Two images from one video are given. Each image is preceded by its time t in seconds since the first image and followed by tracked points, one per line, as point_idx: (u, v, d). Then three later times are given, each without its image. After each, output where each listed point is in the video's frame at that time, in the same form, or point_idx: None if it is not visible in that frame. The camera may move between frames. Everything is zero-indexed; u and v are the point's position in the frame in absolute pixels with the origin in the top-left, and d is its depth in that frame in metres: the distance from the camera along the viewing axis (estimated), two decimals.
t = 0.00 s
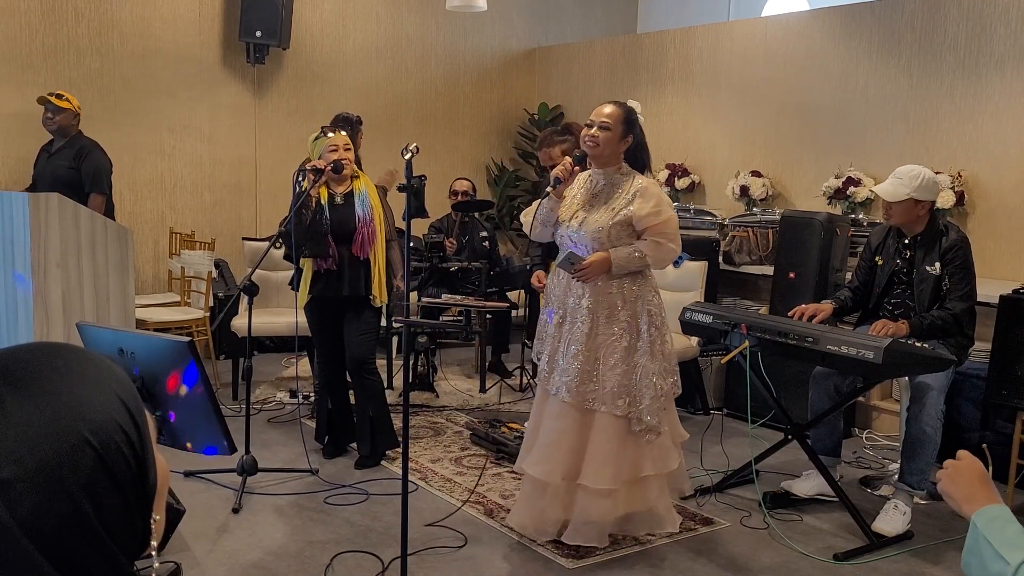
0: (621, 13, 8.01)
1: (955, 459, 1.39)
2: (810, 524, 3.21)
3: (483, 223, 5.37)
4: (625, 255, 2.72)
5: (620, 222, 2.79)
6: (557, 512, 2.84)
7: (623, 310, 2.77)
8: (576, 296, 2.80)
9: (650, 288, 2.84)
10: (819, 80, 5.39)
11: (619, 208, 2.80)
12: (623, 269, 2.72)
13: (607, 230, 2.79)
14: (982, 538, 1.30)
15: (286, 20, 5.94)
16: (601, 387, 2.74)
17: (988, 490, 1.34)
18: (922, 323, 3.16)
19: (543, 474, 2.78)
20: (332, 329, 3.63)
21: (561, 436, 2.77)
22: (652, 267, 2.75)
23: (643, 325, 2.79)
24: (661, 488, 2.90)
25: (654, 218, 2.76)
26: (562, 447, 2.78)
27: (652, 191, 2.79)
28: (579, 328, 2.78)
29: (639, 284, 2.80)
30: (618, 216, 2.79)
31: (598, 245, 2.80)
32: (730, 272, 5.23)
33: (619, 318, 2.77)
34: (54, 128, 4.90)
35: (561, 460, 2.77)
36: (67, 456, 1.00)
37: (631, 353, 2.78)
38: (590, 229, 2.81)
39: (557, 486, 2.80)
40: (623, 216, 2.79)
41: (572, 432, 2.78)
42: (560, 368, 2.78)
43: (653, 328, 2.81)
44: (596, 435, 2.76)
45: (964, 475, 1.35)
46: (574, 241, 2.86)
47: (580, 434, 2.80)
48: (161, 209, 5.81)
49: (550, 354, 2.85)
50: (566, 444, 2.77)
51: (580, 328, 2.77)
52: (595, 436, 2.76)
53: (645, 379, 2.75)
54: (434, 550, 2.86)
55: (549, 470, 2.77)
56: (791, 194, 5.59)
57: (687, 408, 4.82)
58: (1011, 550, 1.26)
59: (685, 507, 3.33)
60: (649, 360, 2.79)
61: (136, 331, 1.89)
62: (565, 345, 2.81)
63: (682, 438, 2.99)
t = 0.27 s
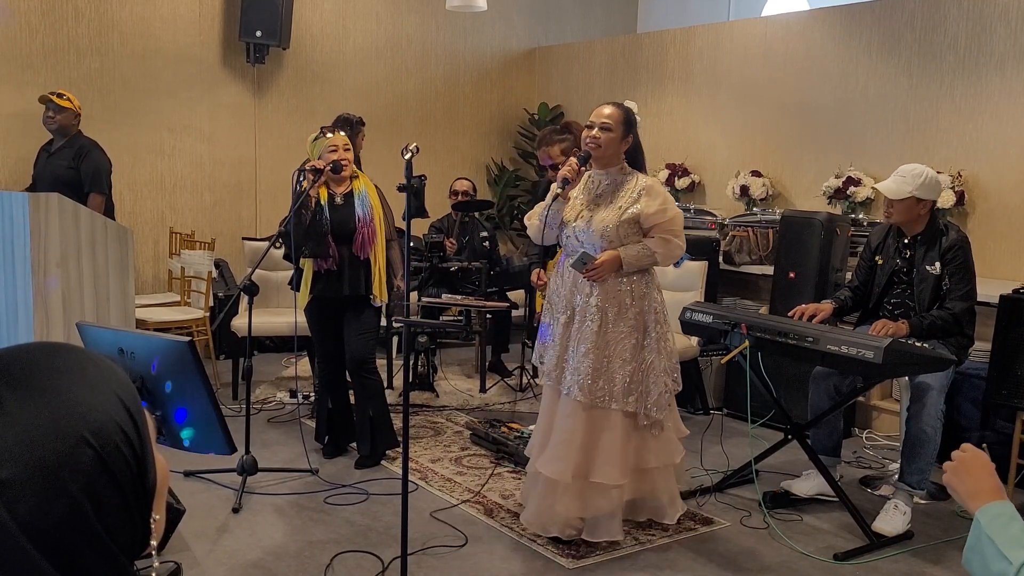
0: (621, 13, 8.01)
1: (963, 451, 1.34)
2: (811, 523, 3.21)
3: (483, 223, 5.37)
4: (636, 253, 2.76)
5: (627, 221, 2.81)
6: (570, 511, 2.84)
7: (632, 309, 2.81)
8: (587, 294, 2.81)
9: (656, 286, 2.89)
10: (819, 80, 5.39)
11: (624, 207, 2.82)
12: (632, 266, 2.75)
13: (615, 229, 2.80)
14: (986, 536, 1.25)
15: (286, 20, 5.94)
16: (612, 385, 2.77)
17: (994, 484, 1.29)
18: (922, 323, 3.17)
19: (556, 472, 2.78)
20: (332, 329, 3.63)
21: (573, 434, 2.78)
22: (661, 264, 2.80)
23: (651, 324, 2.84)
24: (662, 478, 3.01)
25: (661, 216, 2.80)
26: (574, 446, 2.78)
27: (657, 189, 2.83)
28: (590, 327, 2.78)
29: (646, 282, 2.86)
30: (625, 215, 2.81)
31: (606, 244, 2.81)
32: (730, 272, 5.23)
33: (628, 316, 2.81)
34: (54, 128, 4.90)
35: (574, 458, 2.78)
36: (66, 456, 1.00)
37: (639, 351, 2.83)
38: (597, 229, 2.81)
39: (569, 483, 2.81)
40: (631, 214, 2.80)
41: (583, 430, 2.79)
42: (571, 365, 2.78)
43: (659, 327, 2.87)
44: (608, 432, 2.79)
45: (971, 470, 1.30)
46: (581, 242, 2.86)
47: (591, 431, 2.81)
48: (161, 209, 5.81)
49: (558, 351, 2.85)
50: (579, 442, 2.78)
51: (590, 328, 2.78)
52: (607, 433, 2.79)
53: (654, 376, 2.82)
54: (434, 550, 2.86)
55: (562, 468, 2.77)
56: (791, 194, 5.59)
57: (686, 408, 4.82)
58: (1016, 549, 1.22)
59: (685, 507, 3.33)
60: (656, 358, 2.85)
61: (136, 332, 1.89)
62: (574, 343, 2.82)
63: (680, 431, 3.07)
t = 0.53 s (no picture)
0: (620, 12, 8.01)
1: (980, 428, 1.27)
2: (811, 523, 3.21)
3: (483, 223, 5.37)
4: (635, 252, 2.76)
5: (625, 220, 2.81)
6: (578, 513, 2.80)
7: (632, 307, 2.80)
8: (587, 292, 2.79)
9: (654, 283, 2.90)
10: (819, 80, 5.39)
11: (623, 207, 2.82)
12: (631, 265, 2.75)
13: (613, 229, 2.80)
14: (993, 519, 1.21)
15: (286, 20, 5.94)
16: (615, 385, 2.76)
17: (1007, 467, 1.23)
18: (922, 323, 3.16)
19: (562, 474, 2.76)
20: (332, 329, 3.63)
21: (578, 436, 2.75)
22: (660, 263, 2.81)
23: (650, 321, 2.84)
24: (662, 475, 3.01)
25: (659, 215, 2.80)
26: (580, 447, 2.75)
27: (656, 189, 2.82)
28: (592, 327, 2.76)
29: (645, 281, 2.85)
30: (623, 215, 2.81)
31: (605, 244, 2.81)
32: (730, 272, 5.23)
33: (629, 315, 2.80)
34: (54, 128, 4.91)
35: (580, 460, 2.75)
36: (65, 456, 1.00)
37: (639, 349, 2.83)
38: (596, 228, 2.81)
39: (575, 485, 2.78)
40: (629, 214, 2.80)
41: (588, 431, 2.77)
42: (574, 366, 2.76)
43: (659, 324, 2.87)
44: (611, 431, 2.78)
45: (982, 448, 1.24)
46: (579, 242, 2.86)
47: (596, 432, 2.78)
48: (161, 209, 5.81)
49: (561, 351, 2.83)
50: (585, 444, 2.75)
51: (592, 327, 2.76)
52: (610, 432, 2.78)
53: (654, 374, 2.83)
54: (434, 550, 2.86)
55: (569, 469, 2.74)
56: (791, 194, 5.59)
57: (686, 408, 4.82)
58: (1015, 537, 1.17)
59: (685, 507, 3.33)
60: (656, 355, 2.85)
61: (137, 332, 1.88)
62: (577, 343, 2.79)
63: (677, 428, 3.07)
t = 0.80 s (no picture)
0: (620, 12, 8.00)
1: (1011, 387, 1.09)
2: (811, 523, 3.21)
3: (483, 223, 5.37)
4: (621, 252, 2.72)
5: (615, 220, 2.78)
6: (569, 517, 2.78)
7: (620, 308, 2.77)
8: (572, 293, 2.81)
9: (647, 285, 2.85)
10: (819, 80, 5.39)
11: (614, 207, 2.80)
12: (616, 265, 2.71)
13: (602, 228, 2.78)
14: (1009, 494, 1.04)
15: (286, 20, 5.94)
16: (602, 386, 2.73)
17: None
18: (922, 323, 3.16)
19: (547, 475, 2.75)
20: (332, 329, 3.63)
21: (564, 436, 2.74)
22: (648, 266, 2.75)
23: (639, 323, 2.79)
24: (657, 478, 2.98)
25: (649, 217, 2.75)
26: (565, 448, 2.73)
27: (649, 191, 2.78)
28: (576, 328, 2.76)
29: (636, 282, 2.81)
30: (614, 214, 2.79)
31: (593, 242, 2.80)
32: (730, 272, 5.24)
33: (617, 316, 2.77)
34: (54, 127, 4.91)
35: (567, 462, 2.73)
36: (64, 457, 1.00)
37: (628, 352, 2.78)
38: (585, 226, 2.80)
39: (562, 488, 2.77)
40: (619, 214, 2.78)
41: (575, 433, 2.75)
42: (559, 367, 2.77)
43: (650, 326, 2.81)
44: (598, 433, 2.75)
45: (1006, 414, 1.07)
46: (570, 239, 2.86)
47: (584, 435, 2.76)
48: (161, 209, 5.81)
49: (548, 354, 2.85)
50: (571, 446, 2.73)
51: (576, 329, 2.76)
52: (598, 434, 2.75)
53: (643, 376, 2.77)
54: (434, 550, 2.86)
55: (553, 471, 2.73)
56: (791, 194, 5.59)
57: (686, 408, 4.82)
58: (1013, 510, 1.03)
59: (685, 507, 3.33)
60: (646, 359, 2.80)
61: (138, 332, 1.88)
62: (563, 346, 2.80)
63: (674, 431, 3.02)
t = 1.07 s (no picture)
0: (620, 12, 8.00)
1: None
2: (811, 523, 3.21)
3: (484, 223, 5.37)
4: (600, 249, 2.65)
5: (602, 218, 2.73)
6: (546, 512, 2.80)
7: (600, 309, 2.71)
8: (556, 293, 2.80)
9: (637, 287, 2.76)
10: (819, 80, 5.39)
11: (602, 205, 2.75)
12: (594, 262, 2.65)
13: (587, 224, 2.74)
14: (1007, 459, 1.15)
15: (286, 20, 5.94)
16: (578, 387, 2.69)
17: None
18: (922, 323, 3.16)
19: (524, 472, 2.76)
20: (331, 329, 3.63)
21: (543, 435, 2.74)
22: (628, 266, 2.65)
23: (621, 324, 2.70)
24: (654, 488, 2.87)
25: (634, 217, 2.67)
26: (542, 446, 2.74)
27: (639, 192, 2.70)
28: (557, 328, 2.74)
29: (620, 282, 2.73)
30: (601, 212, 2.74)
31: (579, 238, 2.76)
32: (730, 272, 5.24)
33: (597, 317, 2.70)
34: (55, 127, 4.90)
35: (543, 460, 2.73)
36: (64, 458, 1.00)
37: (609, 354, 2.70)
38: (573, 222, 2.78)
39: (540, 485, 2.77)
40: (606, 212, 2.72)
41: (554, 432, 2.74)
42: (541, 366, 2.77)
43: (635, 329, 2.72)
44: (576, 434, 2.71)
45: None
46: (561, 235, 2.85)
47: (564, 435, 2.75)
48: (161, 209, 5.81)
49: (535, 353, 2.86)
50: (547, 444, 2.73)
51: (556, 329, 2.74)
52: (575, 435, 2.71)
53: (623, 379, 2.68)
54: (434, 550, 2.86)
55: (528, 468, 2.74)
56: (791, 194, 5.59)
57: (686, 408, 4.82)
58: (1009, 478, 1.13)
59: (685, 507, 3.33)
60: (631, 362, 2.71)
61: (138, 333, 1.87)
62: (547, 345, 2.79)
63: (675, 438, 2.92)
